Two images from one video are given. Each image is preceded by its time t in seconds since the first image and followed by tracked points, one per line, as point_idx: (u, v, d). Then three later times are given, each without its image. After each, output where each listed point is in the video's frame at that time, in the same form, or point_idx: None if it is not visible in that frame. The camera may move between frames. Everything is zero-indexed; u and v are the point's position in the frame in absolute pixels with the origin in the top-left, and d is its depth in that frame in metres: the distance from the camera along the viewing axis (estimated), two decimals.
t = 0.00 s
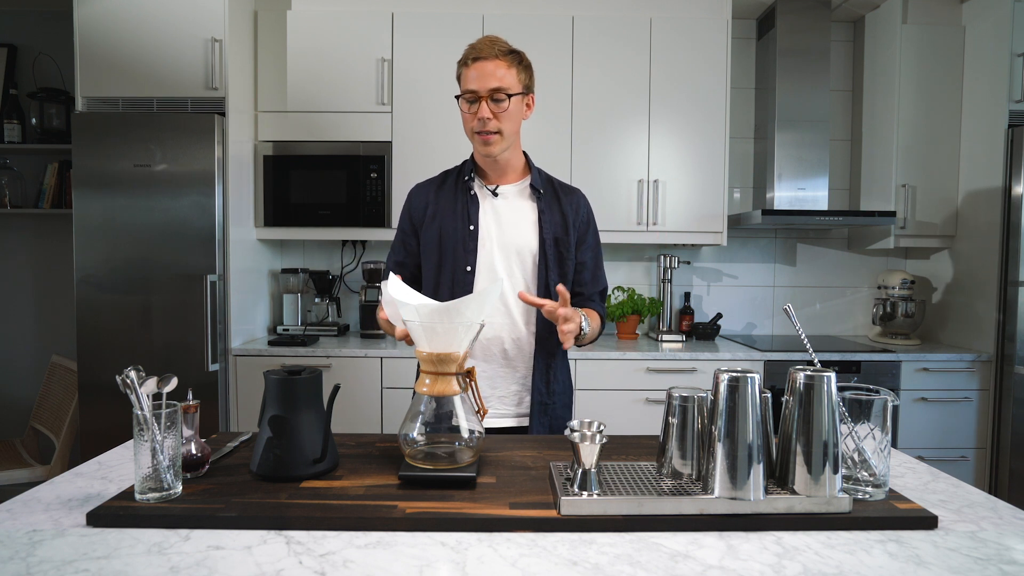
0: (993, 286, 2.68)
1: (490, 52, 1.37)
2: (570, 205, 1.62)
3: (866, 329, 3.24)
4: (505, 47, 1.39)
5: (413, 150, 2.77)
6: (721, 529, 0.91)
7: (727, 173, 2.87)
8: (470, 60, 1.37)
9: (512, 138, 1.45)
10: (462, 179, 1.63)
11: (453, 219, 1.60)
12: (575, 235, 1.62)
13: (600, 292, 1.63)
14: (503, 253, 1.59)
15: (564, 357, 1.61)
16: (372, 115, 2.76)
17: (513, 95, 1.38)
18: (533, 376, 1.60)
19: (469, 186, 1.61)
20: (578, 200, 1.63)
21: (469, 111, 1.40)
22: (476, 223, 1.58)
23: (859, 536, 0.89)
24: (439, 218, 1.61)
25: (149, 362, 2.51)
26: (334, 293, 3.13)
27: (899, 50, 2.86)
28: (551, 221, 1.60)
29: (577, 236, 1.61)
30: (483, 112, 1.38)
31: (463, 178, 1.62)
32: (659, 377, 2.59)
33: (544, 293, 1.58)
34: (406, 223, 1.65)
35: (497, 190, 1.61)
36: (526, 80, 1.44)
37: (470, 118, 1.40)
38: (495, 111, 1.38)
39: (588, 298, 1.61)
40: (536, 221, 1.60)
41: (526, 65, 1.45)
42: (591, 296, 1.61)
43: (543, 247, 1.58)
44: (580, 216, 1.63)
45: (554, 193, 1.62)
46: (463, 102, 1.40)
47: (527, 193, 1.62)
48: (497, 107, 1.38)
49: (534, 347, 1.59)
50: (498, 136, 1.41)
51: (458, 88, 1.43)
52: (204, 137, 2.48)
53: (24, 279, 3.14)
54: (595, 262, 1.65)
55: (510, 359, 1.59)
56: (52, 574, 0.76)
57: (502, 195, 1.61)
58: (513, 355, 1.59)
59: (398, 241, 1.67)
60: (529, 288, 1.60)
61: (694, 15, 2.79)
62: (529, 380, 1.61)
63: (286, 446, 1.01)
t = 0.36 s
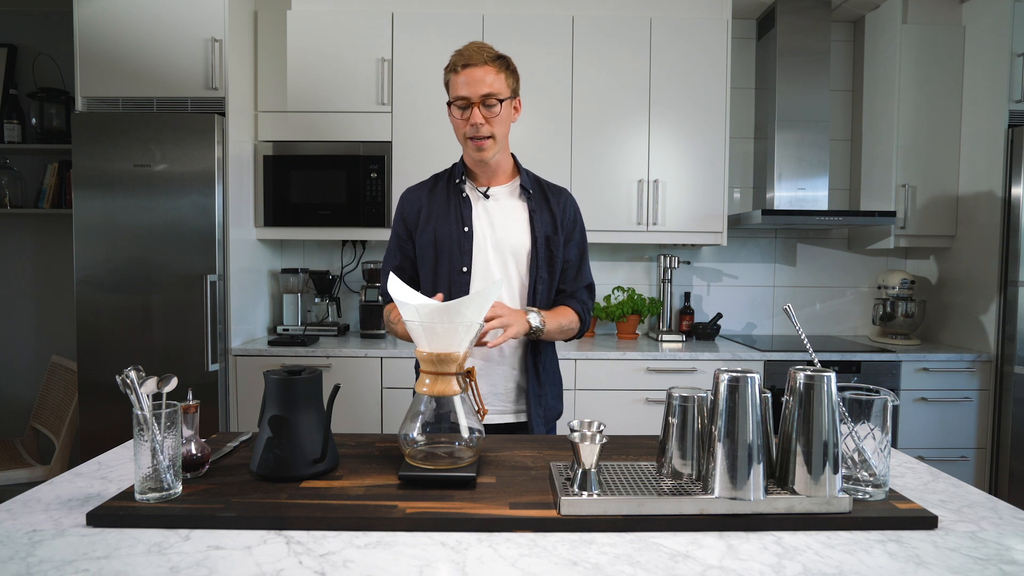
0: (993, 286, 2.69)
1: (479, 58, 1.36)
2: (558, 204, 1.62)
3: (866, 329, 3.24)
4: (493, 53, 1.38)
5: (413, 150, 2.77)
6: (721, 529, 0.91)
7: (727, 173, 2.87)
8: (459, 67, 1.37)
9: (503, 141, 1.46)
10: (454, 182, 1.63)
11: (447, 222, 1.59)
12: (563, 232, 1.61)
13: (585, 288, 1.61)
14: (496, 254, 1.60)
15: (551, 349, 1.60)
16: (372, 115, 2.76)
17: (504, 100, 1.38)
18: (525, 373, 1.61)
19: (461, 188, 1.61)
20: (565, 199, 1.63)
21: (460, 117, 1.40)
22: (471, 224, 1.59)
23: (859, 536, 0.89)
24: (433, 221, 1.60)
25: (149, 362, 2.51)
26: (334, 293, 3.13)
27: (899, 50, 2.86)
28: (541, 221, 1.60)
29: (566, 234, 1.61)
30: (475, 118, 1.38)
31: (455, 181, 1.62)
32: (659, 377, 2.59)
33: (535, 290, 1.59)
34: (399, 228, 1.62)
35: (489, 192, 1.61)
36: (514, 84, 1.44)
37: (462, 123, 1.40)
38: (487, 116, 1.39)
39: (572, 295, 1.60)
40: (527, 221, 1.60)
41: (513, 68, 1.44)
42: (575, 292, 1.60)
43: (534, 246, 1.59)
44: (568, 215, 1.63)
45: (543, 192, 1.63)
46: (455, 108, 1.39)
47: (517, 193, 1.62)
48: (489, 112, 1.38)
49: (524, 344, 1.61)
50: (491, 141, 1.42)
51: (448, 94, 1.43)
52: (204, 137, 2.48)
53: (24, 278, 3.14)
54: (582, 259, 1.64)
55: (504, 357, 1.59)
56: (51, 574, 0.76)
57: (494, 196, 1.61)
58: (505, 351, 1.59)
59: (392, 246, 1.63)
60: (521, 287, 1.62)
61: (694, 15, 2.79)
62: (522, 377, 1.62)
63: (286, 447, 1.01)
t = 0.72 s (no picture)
0: (993, 286, 2.69)
1: (462, 62, 1.38)
2: (549, 202, 1.63)
3: (866, 329, 3.24)
4: (475, 57, 1.40)
5: (413, 150, 2.77)
6: (722, 529, 0.91)
7: (727, 173, 2.87)
8: (444, 73, 1.38)
9: (493, 143, 1.47)
10: (447, 184, 1.63)
11: (443, 223, 1.59)
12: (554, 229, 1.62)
13: (581, 281, 1.62)
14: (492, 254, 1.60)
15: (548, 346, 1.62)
16: (372, 115, 2.76)
17: (491, 100, 1.39)
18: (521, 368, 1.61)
19: (455, 190, 1.61)
20: (556, 198, 1.65)
21: (450, 122, 1.40)
22: (466, 225, 1.59)
23: (859, 536, 0.89)
24: (428, 223, 1.60)
25: (148, 362, 2.51)
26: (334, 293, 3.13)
27: (899, 50, 2.86)
28: (533, 219, 1.60)
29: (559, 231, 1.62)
30: (465, 121, 1.38)
31: (448, 183, 1.62)
32: (659, 377, 2.59)
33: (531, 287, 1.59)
34: (395, 230, 1.62)
35: (481, 194, 1.61)
36: (498, 86, 1.45)
37: (453, 128, 1.40)
38: (477, 118, 1.39)
39: (568, 288, 1.60)
40: (519, 220, 1.61)
41: (495, 71, 1.46)
42: (571, 286, 1.60)
43: (528, 245, 1.59)
44: (559, 213, 1.65)
45: (533, 191, 1.64)
46: (443, 114, 1.40)
47: (509, 194, 1.63)
48: (478, 114, 1.39)
49: (522, 339, 1.61)
50: (483, 142, 1.42)
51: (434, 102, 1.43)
52: (204, 137, 2.48)
53: (24, 278, 3.14)
54: (573, 254, 1.65)
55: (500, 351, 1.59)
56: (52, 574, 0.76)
57: (486, 198, 1.61)
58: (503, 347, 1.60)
59: (387, 248, 1.63)
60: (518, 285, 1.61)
61: (694, 15, 2.79)
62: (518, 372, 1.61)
63: (287, 446, 1.01)
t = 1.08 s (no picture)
0: (993, 287, 2.69)
1: (463, 61, 1.39)
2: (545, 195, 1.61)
3: (867, 330, 3.24)
4: (476, 59, 1.42)
5: (413, 150, 2.77)
6: (722, 529, 0.91)
7: (727, 173, 2.87)
8: (447, 73, 1.38)
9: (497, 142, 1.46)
10: (443, 183, 1.64)
11: (436, 221, 1.60)
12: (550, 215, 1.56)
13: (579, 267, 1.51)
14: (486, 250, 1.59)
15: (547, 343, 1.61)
16: (372, 115, 2.76)
17: (495, 99, 1.39)
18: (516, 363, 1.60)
19: (450, 189, 1.62)
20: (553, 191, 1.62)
21: (455, 120, 1.39)
22: (459, 222, 1.59)
23: (859, 536, 0.89)
24: (421, 221, 1.61)
25: (148, 362, 2.51)
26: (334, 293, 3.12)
27: (899, 50, 2.86)
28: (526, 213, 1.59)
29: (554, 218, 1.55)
30: (471, 118, 1.37)
31: (444, 183, 1.63)
32: (659, 377, 2.59)
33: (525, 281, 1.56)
34: (389, 229, 1.64)
35: (477, 192, 1.61)
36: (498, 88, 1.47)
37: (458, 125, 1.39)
38: (483, 115, 1.38)
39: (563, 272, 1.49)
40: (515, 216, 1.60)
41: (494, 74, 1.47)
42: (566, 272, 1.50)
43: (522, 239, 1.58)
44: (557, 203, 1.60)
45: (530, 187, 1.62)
46: (449, 112, 1.38)
47: (505, 191, 1.62)
48: (484, 111, 1.38)
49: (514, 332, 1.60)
50: (488, 139, 1.41)
51: (437, 103, 1.43)
52: (204, 137, 2.48)
53: (24, 278, 3.14)
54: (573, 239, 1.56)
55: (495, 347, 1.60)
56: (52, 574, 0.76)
57: (482, 195, 1.61)
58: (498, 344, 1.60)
59: (381, 246, 1.64)
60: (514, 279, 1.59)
61: (694, 15, 2.79)
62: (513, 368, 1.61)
63: (287, 447, 1.02)
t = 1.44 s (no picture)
0: (993, 287, 2.69)
1: (483, 60, 1.40)
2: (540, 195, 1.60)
3: (867, 330, 3.24)
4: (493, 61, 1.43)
5: (413, 150, 2.77)
6: (721, 529, 0.91)
7: (727, 172, 2.87)
8: (467, 70, 1.39)
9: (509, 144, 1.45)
10: (439, 182, 1.64)
11: (431, 221, 1.60)
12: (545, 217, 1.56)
13: (573, 272, 1.53)
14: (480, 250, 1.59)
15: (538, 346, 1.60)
16: (372, 115, 2.76)
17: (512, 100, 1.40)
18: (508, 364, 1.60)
19: (446, 188, 1.61)
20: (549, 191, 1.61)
21: (475, 115, 1.36)
22: (454, 222, 1.59)
23: (859, 536, 0.89)
24: (416, 220, 1.61)
25: (148, 362, 2.51)
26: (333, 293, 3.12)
27: (899, 50, 2.86)
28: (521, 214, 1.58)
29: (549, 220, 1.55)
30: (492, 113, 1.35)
31: (440, 182, 1.63)
32: (659, 377, 2.59)
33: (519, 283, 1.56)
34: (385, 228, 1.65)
35: (473, 192, 1.61)
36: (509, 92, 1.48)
37: (478, 119, 1.35)
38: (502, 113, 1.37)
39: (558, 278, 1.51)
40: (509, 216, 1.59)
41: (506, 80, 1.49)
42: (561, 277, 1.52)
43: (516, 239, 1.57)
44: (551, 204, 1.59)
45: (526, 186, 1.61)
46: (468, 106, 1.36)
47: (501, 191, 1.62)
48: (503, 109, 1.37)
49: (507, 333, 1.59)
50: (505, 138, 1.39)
51: (453, 97, 1.41)
52: (204, 137, 2.48)
53: (23, 278, 3.14)
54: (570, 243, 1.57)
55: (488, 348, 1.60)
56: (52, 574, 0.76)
57: (478, 196, 1.61)
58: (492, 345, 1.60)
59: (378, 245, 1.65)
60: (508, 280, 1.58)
61: (694, 15, 2.79)
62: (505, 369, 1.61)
63: (287, 446, 1.02)
